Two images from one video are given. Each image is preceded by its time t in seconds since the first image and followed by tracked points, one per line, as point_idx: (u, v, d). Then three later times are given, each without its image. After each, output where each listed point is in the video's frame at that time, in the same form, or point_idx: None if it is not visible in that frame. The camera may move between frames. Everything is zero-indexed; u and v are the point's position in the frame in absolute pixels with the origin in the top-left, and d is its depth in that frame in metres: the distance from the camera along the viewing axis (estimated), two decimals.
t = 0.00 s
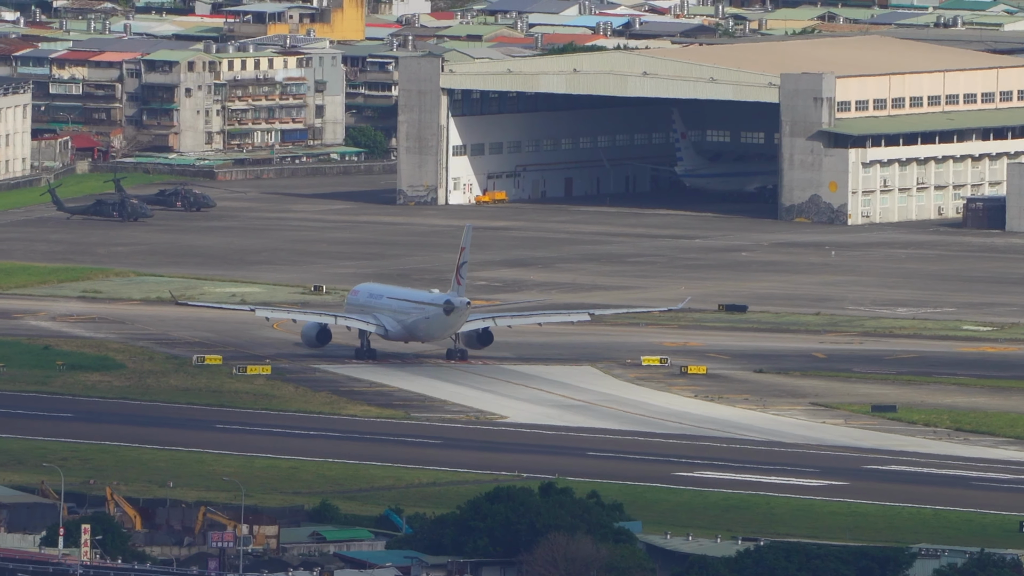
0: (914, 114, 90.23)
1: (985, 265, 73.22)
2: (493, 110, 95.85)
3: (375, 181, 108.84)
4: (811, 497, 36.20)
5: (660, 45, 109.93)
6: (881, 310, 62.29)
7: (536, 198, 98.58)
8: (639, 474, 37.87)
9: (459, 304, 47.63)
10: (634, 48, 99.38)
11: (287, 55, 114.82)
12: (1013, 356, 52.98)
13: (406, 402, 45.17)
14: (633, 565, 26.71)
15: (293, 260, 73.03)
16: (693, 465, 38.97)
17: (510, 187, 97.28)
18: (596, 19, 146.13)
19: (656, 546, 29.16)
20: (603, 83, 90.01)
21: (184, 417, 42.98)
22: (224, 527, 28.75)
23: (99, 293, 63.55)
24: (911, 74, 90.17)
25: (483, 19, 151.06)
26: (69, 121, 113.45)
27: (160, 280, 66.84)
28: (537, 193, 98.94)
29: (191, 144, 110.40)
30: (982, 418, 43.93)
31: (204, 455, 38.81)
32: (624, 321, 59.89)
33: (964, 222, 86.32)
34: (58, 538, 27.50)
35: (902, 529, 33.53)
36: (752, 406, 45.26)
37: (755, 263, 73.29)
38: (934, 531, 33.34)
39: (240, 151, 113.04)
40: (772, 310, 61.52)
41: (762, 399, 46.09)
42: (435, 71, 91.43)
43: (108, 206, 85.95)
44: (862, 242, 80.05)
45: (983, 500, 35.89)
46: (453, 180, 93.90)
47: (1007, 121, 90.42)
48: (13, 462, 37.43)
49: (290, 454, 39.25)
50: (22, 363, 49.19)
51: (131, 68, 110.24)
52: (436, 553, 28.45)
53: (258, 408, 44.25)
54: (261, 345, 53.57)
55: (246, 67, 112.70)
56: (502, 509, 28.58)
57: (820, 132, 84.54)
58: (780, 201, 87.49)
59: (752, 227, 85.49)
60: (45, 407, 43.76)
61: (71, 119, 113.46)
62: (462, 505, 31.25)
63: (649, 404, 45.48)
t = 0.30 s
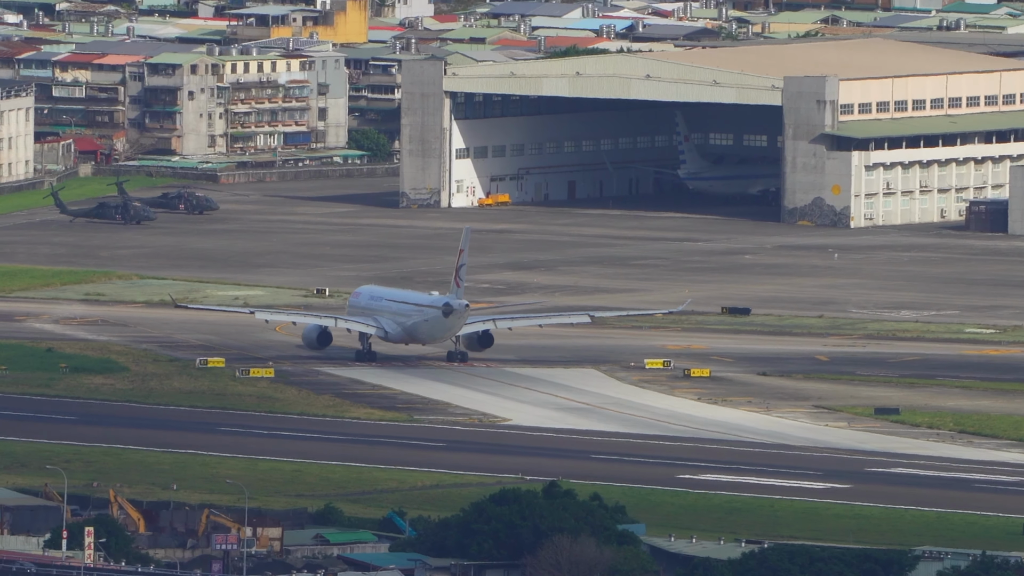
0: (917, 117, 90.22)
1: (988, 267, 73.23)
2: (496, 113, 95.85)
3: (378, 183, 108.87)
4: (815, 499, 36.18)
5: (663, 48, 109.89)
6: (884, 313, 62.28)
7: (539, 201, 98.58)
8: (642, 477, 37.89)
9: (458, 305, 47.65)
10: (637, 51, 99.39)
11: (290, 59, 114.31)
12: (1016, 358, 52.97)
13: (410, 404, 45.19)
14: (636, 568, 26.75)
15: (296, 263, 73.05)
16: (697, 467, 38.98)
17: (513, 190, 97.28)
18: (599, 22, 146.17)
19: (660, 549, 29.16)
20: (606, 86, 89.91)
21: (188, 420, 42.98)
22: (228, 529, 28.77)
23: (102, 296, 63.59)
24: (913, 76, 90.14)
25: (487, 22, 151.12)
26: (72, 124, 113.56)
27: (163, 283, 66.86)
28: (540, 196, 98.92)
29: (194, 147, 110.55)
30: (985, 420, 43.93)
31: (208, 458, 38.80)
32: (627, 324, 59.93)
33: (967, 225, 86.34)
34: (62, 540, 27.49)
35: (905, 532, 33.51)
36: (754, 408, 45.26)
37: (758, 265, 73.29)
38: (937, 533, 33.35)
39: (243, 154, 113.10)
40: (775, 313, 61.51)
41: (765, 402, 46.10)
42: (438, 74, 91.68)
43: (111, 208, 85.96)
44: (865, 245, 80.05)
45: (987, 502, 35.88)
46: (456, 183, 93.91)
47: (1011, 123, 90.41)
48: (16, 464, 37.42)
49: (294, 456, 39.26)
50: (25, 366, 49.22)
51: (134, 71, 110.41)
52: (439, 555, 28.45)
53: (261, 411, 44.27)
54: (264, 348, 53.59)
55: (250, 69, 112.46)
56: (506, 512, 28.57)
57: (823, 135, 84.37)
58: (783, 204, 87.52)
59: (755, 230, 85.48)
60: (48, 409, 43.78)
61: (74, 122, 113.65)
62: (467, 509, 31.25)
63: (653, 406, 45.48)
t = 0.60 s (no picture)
0: (922, 119, 90.19)
1: (992, 270, 73.16)
2: (501, 116, 95.98)
3: (383, 186, 108.88)
4: (820, 502, 36.13)
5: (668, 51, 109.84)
6: (889, 315, 62.21)
7: (544, 204, 98.54)
8: (647, 480, 37.85)
9: (458, 308, 47.65)
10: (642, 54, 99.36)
11: (295, 61, 114.50)
12: (1021, 361, 52.89)
13: (414, 407, 45.15)
14: (641, 572, 26.70)
15: (300, 265, 73.03)
16: (701, 470, 38.94)
17: (519, 193, 97.31)
18: (604, 24, 146.23)
19: (665, 551, 29.13)
20: (612, 89, 89.86)
21: (193, 423, 42.96)
22: (232, 532, 28.76)
23: (107, 299, 63.58)
24: (918, 79, 90.09)
25: (492, 25, 151.18)
26: (77, 126, 113.47)
27: (168, 285, 66.87)
28: (546, 199, 98.91)
29: (200, 150, 110.49)
30: (990, 423, 43.86)
31: (213, 460, 38.82)
32: (632, 327, 59.86)
33: (972, 228, 86.25)
34: (67, 544, 27.48)
35: (911, 535, 33.44)
36: (759, 411, 45.20)
37: (763, 268, 73.28)
38: (943, 536, 33.29)
39: (248, 157, 113.08)
40: (779, 316, 61.48)
41: (769, 405, 46.03)
42: (444, 77, 91.76)
43: (116, 211, 85.97)
44: (870, 247, 80.01)
45: (992, 505, 35.82)
46: (462, 186, 93.90)
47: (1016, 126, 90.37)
48: (21, 467, 37.45)
49: (300, 459, 39.23)
50: (29, 369, 49.23)
51: (139, 74, 110.56)
52: (444, 558, 28.44)
53: (266, 413, 44.26)
54: (269, 351, 53.56)
55: (255, 72, 112.43)
56: (511, 515, 28.54)
57: (828, 138, 84.43)
58: (788, 207, 87.45)
59: (760, 233, 85.41)
60: (53, 413, 43.77)
61: (79, 125, 113.52)
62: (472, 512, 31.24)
63: (658, 409, 45.43)
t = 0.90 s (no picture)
0: (930, 122, 90.14)
1: (1000, 273, 73.04)
2: (509, 119, 96.01)
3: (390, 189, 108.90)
4: (827, 505, 36.06)
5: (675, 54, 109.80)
6: (897, 318, 62.12)
7: (552, 207, 98.42)
8: (654, 483, 37.78)
9: (461, 310, 47.63)
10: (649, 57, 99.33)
11: (303, 64, 114.31)
12: None
13: (422, 410, 45.11)
14: None
15: (308, 268, 73.03)
16: (708, 473, 38.88)
17: (526, 196, 97.23)
18: (611, 27, 146.29)
19: (671, 554, 29.07)
20: (619, 92, 89.84)
21: (200, 426, 42.94)
22: (239, 534, 28.73)
23: (114, 302, 63.59)
24: (926, 82, 90.02)
25: (499, 28, 151.25)
26: (85, 129, 113.36)
27: (175, 288, 66.88)
28: (553, 202, 98.81)
29: (206, 153, 111.01)
30: (998, 426, 43.77)
31: (220, 463, 38.80)
32: (639, 330, 59.79)
33: (980, 231, 86.16)
34: (73, 546, 27.45)
35: (919, 537, 33.35)
36: (767, 414, 45.13)
37: (770, 271, 73.19)
38: (950, 539, 33.20)
39: (255, 160, 113.14)
40: (787, 319, 61.40)
41: (777, 408, 45.95)
42: (451, 80, 91.68)
43: (123, 214, 86.02)
44: (878, 250, 79.93)
45: (1000, 508, 35.73)
46: (469, 189, 93.99)
47: None
48: (27, 470, 37.43)
49: (307, 462, 39.19)
50: (37, 371, 49.23)
51: (145, 77, 110.32)
52: (450, 561, 28.38)
53: (273, 417, 44.20)
54: (276, 354, 53.53)
55: (262, 75, 112.59)
56: (517, 518, 28.51)
57: (836, 140, 84.30)
58: (796, 210, 87.34)
59: (768, 236, 85.32)
60: (60, 415, 43.75)
61: (87, 128, 113.44)
62: (478, 514, 31.21)
63: (666, 412, 45.36)
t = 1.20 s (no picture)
0: (938, 124, 90.12)
1: (1009, 275, 72.93)
2: (517, 121, 96.04)
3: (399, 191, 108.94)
4: (837, 507, 35.99)
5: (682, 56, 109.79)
6: (905, 321, 62.04)
7: (560, 209, 98.37)
8: (662, 485, 37.73)
9: (464, 312, 47.52)
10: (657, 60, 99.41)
11: (311, 66, 114.70)
12: None
13: (430, 412, 45.09)
14: None
15: (316, 271, 73.07)
16: (717, 475, 38.81)
17: (534, 198, 97.21)
18: (619, 29, 146.28)
19: (679, 556, 29.05)
20: (627, 94, 89.86)
21: (208, 428, 42.95)
22: (247, 537, 28.72)
23: (122, 304, 63.64)
24: (934, 84, 90.04)
25: (507, 30, 151.25)
26: (93, 132, 113.63)
27: (183, 290, 66.90)
28: (561, 205, 98.74)
29: (215, 155, 110.64)
30: (1007, 428, 43.68)
31: (227, 465, 38.76)
32: (648, 332, 59.76)
33: (989, 233, 86.05)
34: (81, 548, 27.46)
35: (927, 540, 33.32)
36: (775, 417, 45.09)
37: (778, 273, 73.11)
38: (960, 541, 33.15)
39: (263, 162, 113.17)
40: (795, 321, 61.34)
41: (785, 410, 45.89)
42: (459, 82, 91.65)
43: (132, 217, 86.12)
44: (886, 253, 79.82)
45: (1008, 511, 35.66)
46: (478, 191, 93.83)
47: None
48: (36, 472, 37.41)
49: (315, 464, 39.15)
50: (44, 374, 49.25)
51: (154, 79, 110.67)
52: (459, 563, 28.33)
53: (282, 419, 44.20)
54: (285, 356, 53.55)
55: (270, 77, 112.64)
56: (525, 520, 28.49)
57: (844, 144, 84.36)
58: (805, 212, 87.18)
59: (776, 238, 85.26)
60: (68, 417, 43.79)
61: (95, 130, 113.68)
62: (486, 517, 31.17)
63: (676, 415, 45.29)
